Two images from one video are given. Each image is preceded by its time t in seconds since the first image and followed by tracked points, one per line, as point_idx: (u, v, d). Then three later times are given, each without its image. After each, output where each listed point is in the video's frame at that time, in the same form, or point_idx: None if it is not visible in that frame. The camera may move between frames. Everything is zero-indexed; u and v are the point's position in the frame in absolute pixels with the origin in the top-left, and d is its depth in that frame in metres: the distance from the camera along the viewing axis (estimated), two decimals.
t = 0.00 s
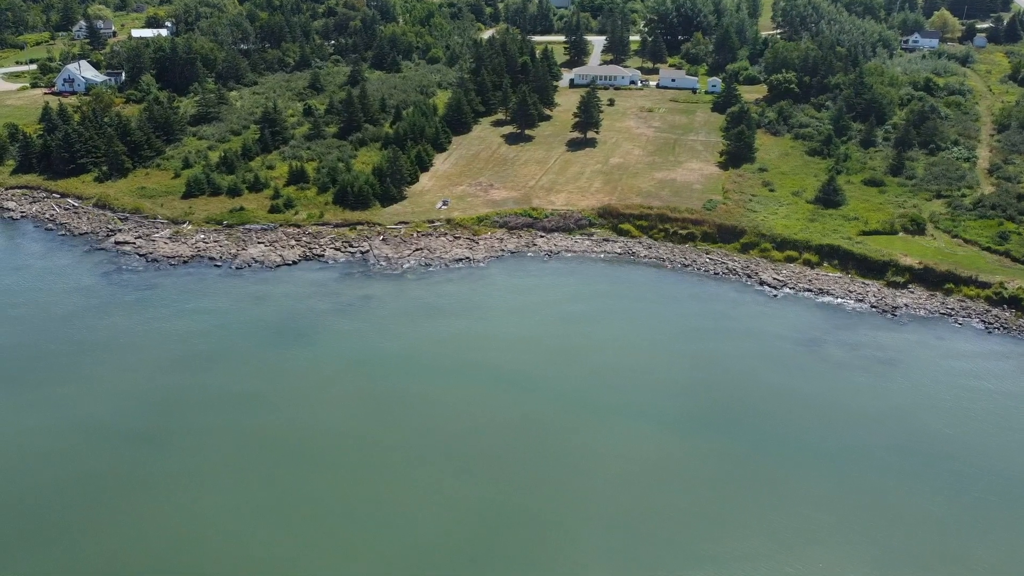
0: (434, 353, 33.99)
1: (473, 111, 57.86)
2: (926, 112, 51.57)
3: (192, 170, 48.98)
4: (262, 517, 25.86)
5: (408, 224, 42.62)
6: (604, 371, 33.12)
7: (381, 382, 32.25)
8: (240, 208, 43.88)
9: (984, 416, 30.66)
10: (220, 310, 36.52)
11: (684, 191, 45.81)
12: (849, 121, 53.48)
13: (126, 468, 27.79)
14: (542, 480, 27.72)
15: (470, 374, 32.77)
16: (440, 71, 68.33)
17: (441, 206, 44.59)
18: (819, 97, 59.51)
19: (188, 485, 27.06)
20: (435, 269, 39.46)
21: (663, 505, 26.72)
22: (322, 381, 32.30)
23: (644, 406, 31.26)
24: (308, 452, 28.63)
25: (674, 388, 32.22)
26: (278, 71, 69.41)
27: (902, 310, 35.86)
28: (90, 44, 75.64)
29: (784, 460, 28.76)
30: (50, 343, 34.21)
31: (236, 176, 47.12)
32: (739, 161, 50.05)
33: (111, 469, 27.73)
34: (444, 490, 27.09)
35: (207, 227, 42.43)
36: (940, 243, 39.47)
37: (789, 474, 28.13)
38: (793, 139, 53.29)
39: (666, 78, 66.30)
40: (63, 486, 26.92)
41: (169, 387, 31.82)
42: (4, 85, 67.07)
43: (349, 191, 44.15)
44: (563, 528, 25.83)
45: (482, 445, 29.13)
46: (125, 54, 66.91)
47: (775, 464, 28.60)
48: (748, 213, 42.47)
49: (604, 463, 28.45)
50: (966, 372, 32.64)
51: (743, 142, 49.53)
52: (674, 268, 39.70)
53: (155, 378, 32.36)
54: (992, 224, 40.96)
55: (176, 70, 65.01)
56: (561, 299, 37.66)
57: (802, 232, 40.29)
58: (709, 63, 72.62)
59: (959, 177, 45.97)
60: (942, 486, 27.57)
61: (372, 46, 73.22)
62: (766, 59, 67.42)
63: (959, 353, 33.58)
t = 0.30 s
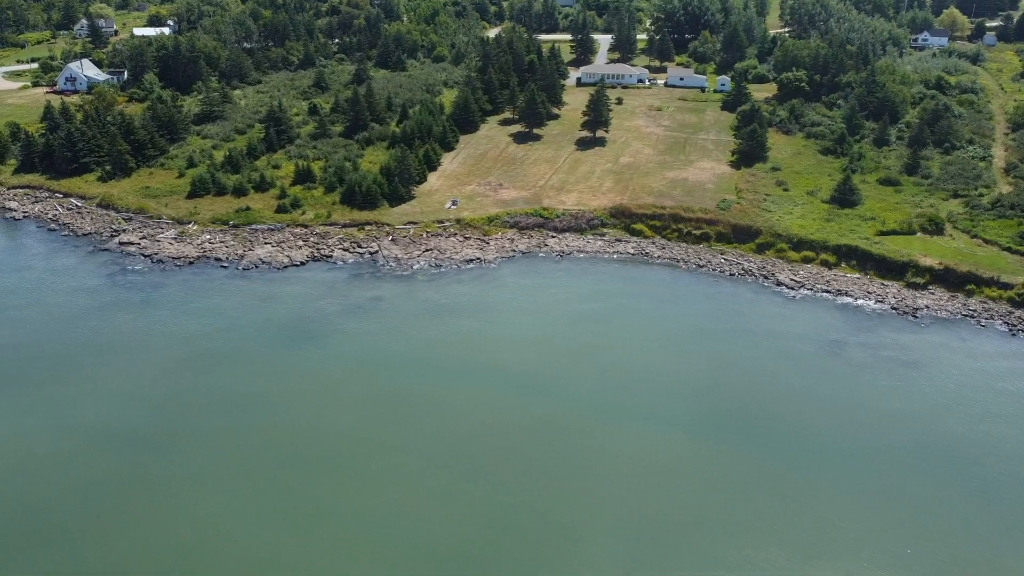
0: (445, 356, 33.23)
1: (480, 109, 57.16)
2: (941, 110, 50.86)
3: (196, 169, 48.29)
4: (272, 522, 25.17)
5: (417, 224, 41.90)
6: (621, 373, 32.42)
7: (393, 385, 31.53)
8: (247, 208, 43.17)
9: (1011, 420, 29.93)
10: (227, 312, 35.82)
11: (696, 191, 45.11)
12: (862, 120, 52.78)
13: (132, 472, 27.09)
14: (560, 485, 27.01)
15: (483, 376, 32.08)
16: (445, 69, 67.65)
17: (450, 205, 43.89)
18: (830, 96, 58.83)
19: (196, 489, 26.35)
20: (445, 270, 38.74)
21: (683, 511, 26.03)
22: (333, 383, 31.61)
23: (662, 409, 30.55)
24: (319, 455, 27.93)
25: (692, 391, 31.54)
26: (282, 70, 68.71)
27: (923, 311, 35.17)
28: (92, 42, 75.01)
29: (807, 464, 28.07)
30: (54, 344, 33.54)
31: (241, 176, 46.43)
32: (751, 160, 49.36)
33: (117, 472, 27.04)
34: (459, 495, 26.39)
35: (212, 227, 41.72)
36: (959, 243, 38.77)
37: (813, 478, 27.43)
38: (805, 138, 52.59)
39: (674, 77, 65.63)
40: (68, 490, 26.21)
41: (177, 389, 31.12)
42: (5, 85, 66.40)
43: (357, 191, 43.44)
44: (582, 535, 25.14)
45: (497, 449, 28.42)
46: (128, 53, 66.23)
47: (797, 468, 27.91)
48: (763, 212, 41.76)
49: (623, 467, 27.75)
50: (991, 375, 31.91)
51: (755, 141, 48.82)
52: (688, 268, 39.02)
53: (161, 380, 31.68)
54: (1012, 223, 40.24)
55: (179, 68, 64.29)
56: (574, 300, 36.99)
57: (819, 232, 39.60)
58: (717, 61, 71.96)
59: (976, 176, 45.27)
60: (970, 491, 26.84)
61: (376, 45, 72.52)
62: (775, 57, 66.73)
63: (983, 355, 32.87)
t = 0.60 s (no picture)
0: (459, 357, 32.50)
1: (488, 107, 56.45)
2: (957, 109, 50.15)
3: (202, 168, 47.59)
4: (281, 524, 24.55)
5: (427, 223, 41.20)
6: (638, 375, 31.72)
7: (404, 385, 30.85)
8: (254, 208, 42.45)
9: None
10: (235, 313, 35.11)
11: (711, 190, 44.41)
12: (876, 118, 52.07)
13: (138, 475, 26.43)
14: (576, 488, 26.34)
15: (498, 378, 31.37)
16: (452, 68, 66.94)
17: (460, 205, 43.18)
18: (843, 94, 58.10)
19: (205, 492, 25.71)
20: (457, 271, 38.04)
21: (704, 513, 25.38)
22: (344, 384, 30.93)
23: (681, 411, 29.86)
24: (330, 456, 27.28)
25: (709, 393, 30.90)
26: (287, 68, 68.03)
27: (946, 313, 34.47)
28: (94, 40, 74.32)
29: (830, 467, 27.40)
30: (59, 347, 32.86)
31: (248, 174, 45.73)
32: (764, 159, 48.64)
33: (123, 476, 26.40)
34: (473, 497, 25.74)
35: (219, 227, 41.00)
36: (980, 243, 38.08)
37: (836, 481, 26.78)
38: (819, 136, 51.87)
39: (684, 75, 64.92)
40: (73, 494, 25.55)
41: (184, 391, 30.47)
42: (8, 82, 65.70)
43: (366, 190, 42.75)
44: (599, 538, 24.48)
45: (512, 450, 27.77)
46: (131, 51, 65.51)
47: (819, 470, 27.25)
48: (780, 212, 41.04)
49: (640, 470, 27.09)
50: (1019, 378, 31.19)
51: (769, 140, 48.06)
52: (705, 268, 38.33)
53: (168, 382, 31.00)
54: None
55: (184, 66, 63.56)
56: (588, 300, 36.33)
57: (837, 232, 38.89)
58: (726, 59, 71.23)
59: (995, 175, 44.56)
60: (1000, 497, 26.16)
61: (382, 43, 71.83)
62: (786, 55, 66.00)
63: (1010, 358, 32.15)
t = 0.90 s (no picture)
0: (477, 360, 31.80)
1: (500, 106, 55.77)
2: (977, 107, 49.37)
3: (212, 167, 46.98)
4: (287, 524, 24.09)
5: (441, 223, 40.51)
6: (654, 376, 31.12)
7: (415, 385, 30.29)
8: (265, 207, 41.80)
9: None
10: (246, 313, 34.45)
11: (729, 190, 43.68)
12: (895, 117, 51.28)
13: (143, 475, 25.94)
14: (589, 488, 25.79)
15: (516, 380, 30.69)
16: (463, 66, 66.31)
17: (475, 204, 42.50)
18: (859, 93, 57.33)
19: (211, 492, 25.22)
20: (473, 271, 37.35)
21: (721, 515, 24.81)
22: (359, 385, 30.28)
23: (702, 414, 29.22)
24: (336, 455, 26.78)
25: (724, 394, 30.32)
26: (295, 66, 67.42)
27: (974, 315, 33.71)
28: (101, 38, 73.75)
29: (850, 469, 26.80)
30: (68, 349, 32.23)
31: (259, 173, 45.11)
32: (782, 158, 47.88)
33: (128, 476, 25.91)
34: (483, 496, 25.22)
35: (230, 227, 40.34)
36: (1007, 244, 37.30)
37: (856, 483, 26.21)
38: (836, 135, 51.09)
39: (697, 73, 64.21)
40: (78, 495, 25.04)
41: (191, 391, 29.95)
42: (14, 81, 65.14)
43: (378, 189, 42.08)
44: (613, 540, 23.94)
45: (522, 450, 27.24)
46: (139, 49, 64.94)
47: (840, 472, 26.65)
48: (801, 212, 40.29)
49: (655, 471, 26.52)
50: None
51: (787, 138, 47.29)
52: (724, 269, 37.65)
53: (179, 383, 30.38)
54: None
55: (192, 64, 62.93)
56: (604, 301, 35.69)
57: (860, 232, 38.15)
58: (738, 58, 70.49)
59: (1018, 174, 43.75)
60: None
61: (391, 41, 71.21)
62: (800, 54, 65.23)
63: None
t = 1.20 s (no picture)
0: (498, 363, 31.09)
1: (516, 104, 55.05)
2: (1004, 106, 48.38)
3: (225, 164, 46.40)
4: (292, 524, 23.62)
5: (459, 222, 39.83)
6: (673, 378, 30.47)
7: (426, 384, 29.72)
8: (279, 205, 41.19)
9: None
10: (261, 314, 33.81)
11: (750, 189, 42.89)
12: (918, 116, 50.36)
13: (148, 474, 25.41)
14: (604, 490, 25.18)
15: (536, 383, 29.99)
16: (476, 64, 65.58)
17: (492, 203, 41.80)
18: (881, 91, 56.40)
19: (217, 492, 24.72)
20: (492, 271, 36.64)
21: (740, 518, 24.16)
22: (374, 386, 29.65)
23: (725, 417, 28.50)
24: (344, 455, 26.29)
25: (743, 396, 29.68)
26: (308, 63, 66.85)
27: (1007, 319, 32.83)
28: (113, 35, 73.34)
29: (871, 472, 26.13)
30: (80, 349, 31.64)
31: (273, 171, 44.53)
32: (804, 158, 47.02)
33: (132, 474, 25.39)
34: (493, 498, 24.68)
35: (245, 225, 39.73)
36: None
37: (877, 486, 25.53)
38: (858, 134, 50.21)
39: (714, 71, 63.33)
40: (83, 494, 24.50)
41: (200, 390, 29.42)
42: (26, 77, 64.78)
43: (394, 187, 41.43)
44: (628, 543, 23.35)
45: (534, 450, 26.67)
46: (151, 45, 64.43)
47: (862, 475, 25.98)
48: (825, 212, 39.48)
49: (671, 473, 25.91)
50: None
51: (809, 137, 46.40)
52: (747, 270, 36.90)
53: (192, 384, 29.76)
54: None
55: (204, 61, 62.42)
56: (623, 301, 35.02)
57: (887, 233, 37.32)
58: (755, 56, 69.59)
59: None
60: None
61: (403, 38, 70.57)
62: (818, 52, 64.31)
63: None
